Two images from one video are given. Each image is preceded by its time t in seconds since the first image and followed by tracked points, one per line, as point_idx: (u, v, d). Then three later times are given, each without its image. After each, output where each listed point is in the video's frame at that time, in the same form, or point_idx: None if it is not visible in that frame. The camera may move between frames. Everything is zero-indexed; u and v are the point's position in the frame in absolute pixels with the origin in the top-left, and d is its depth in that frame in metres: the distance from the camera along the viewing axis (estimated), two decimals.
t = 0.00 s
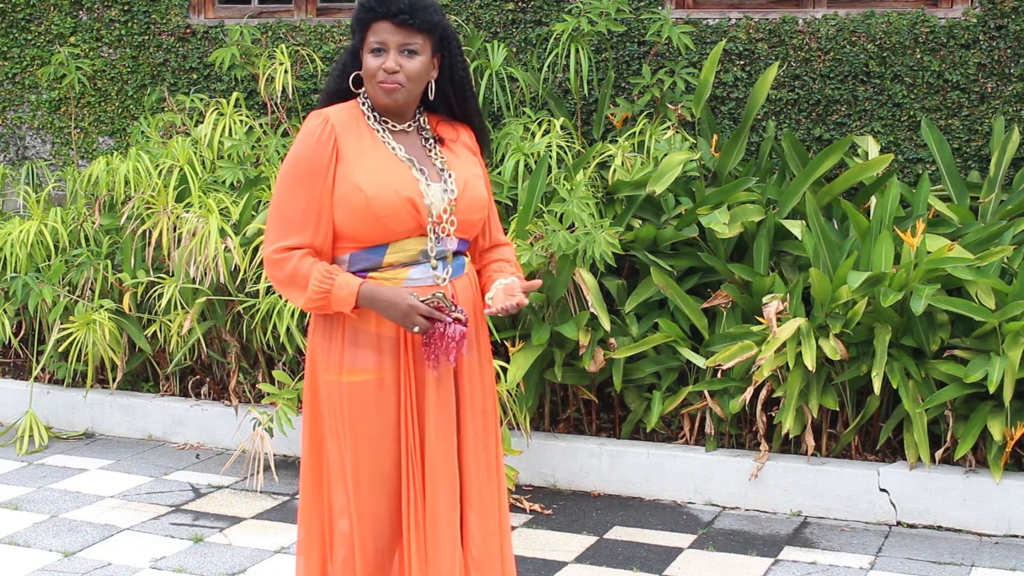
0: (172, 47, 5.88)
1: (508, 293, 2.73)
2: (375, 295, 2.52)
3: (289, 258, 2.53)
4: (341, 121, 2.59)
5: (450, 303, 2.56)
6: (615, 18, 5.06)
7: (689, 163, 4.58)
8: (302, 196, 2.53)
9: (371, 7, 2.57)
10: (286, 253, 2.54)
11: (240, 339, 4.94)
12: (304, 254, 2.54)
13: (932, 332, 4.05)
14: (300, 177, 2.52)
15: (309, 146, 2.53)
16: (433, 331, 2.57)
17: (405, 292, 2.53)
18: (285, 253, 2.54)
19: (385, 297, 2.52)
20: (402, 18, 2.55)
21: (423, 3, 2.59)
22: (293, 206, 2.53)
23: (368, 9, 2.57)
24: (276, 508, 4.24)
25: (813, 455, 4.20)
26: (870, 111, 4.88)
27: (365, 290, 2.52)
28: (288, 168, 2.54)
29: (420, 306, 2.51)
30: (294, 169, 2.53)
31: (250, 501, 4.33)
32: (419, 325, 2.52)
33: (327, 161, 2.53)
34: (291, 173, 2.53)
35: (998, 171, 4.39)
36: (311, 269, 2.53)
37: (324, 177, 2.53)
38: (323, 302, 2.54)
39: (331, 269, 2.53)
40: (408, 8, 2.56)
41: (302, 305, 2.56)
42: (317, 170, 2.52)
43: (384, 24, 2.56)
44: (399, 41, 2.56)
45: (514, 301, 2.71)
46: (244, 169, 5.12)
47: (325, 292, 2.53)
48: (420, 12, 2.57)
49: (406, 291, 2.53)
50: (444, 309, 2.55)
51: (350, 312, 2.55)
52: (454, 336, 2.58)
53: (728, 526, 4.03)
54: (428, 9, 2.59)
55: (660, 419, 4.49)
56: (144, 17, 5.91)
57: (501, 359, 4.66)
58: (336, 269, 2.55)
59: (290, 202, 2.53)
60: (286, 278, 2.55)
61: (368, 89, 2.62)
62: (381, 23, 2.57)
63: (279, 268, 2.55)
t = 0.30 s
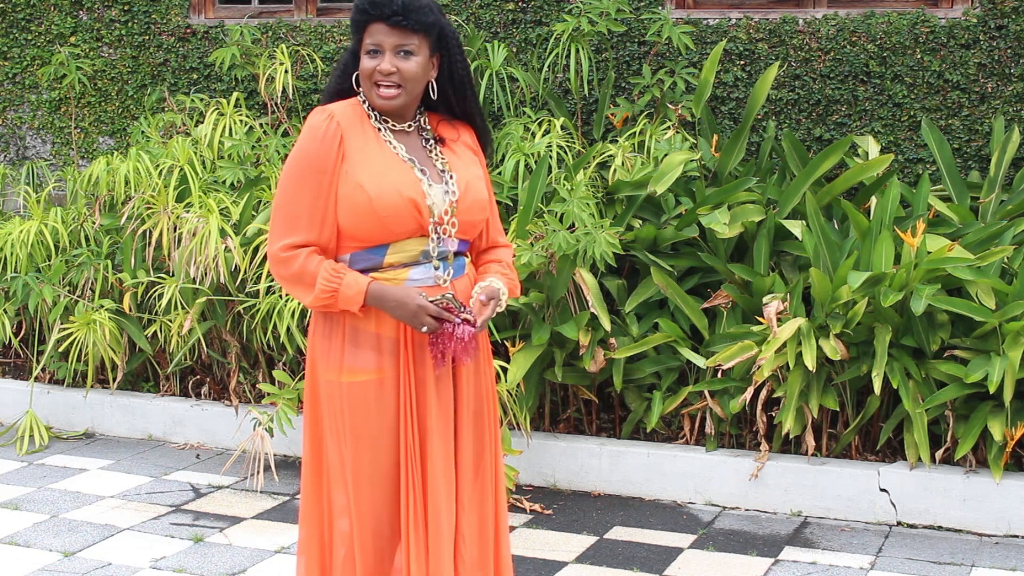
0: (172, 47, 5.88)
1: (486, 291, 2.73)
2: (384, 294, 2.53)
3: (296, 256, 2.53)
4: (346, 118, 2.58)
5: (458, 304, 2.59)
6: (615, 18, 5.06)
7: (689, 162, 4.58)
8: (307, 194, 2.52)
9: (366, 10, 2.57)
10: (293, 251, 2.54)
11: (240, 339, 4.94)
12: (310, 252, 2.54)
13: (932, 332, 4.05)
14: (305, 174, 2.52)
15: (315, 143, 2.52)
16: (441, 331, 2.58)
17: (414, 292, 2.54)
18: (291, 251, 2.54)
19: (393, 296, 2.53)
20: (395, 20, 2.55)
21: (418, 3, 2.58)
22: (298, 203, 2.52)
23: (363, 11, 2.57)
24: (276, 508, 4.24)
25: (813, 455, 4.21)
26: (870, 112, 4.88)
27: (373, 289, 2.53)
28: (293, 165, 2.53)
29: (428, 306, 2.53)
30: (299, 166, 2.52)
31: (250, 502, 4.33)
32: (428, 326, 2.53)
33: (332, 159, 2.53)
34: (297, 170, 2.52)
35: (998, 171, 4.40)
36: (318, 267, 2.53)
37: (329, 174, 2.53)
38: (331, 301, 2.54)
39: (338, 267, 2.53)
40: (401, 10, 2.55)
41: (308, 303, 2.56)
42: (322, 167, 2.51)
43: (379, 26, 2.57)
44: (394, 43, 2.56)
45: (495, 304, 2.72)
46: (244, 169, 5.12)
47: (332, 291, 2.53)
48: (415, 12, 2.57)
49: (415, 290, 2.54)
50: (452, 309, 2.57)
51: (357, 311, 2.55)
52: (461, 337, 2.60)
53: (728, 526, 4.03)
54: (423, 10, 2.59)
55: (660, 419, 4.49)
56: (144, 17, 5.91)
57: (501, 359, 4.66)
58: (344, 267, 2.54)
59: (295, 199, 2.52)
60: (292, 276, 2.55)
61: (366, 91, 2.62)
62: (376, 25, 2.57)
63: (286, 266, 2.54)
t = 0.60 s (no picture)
0: (172, 47, 5.89)
1: (478, 297, 2.73)
2: (385, 302, 2.53)
3: (298, 260, 2.53)
4: (350, 120, 2.58)
5: (458, 317, 2.60)
6: (615, 18, 5.06)
7: (689, 162, 4.58)
8: (309, 197, 2.51)
9: (357, 6, 2.58)
10: (295, 254, 2.53)
11: (240, 339, 4.94)
12: (312, 256, 2.54)
13: (932, 332, 4.05)
14: (308, 177, 2.51)
15: (318, 145, 2.52)
16: (440, 341, 2.60)
17: (415, 301, 2.54)
18: (293, 254, 2.53)
19: (394, 305, 2.53)
20: (384, 11, 2.55)
21: None
22: (301, 206, 2.51)
23: (354, 8, 2.58)
24: (276, 508, 4.24)
25: (813, 455, 4.21)
26: (870, 112, 4.88)
27: (374, 296, 2.54)
28: (295, 167, 2.52)
29: (429, 317, 2.53)
30: (302, 168, 2.51)
31: (250, 501, 4.33)
32: (427, 336, 2.54)
33: (335, 162, 2.52)
34: (300, 172, 2.51)
35: (998, 171, 4.40)
36: (320, 272, 2.53)
37: (332, 177, 2.52)
38: (332, 305, 2.55)
39: (340, 273, 2.54)
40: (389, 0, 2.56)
41: (309, 307, 2.56)
42: (325, 170, 2.51)
43: (371, 21, 2.57)
44: (387, 35, 2.56)
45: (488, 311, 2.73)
46: (244, 169, 5.12)
47: (334, 297, 2.53)
48: (403, 2, 2.57)
49: (416, 299, 2.55)
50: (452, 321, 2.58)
51: (359, 316, 2.56)
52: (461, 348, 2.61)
53: (728, 526, 4.03)
54: None
55: (660, 419, 4.49)
56: (144, 17, 5.91)
57: (501, 359, 4.66)
58: (345, 273, 2.55)
59: (297, 202, 2.52)
60: (294, 279, 2.54)
61: (365, 89, 2.62)
62: (368, 20, 2.57)
63: (288, 270, 2.54)
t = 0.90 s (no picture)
0: (172, 47, 5.89)
1: (478, 297, 2.73)
2: (386, 304, 2.54)
3: (299, 260, 2.53)
4: (352, 119, 2.57)
5: (458, 323, 2.61)
6: (615, 18, 5.06)
7: (690, 162, 4.58)
8: (310, 196, 2.51)
9: (354, 5, 2.58)
10: (296, 255, 2.53)
11: (240, 339, 4.94)
12: (313, 256, 2.54)
13: (932, 332, 4.05)
14: (309, 176, 2.51)
15: (320, 145, 2.52)
16: (439, 346, 2.60)
17: (416, 305, 2.55)
18: (294, 254, 2.53)
19: (395, 308, 2.53)
20: (382, 9, 2.55)
21: None
22: (302, 206, 2.52)
23: (352, 7, 2.59)
24: (276, 508, 4.24)
25: (813, 455, 4.21)
26: (870, 112, 4.88)
27: (375, 298, 2.54)
28: (297, 166, 2.52)
29: (429, 322, 2.54)
30: (303, 168, 2.51)
31: (250, 501, 4.33)
32: (427, 340, 2.55)
33: (337, 161, 2.52)
34: (301, 173, 2.51)
35: (998, 171, 4.39)
36: (321, 272, 2.53)
37: (333, 177, 2.52)
38: (333, 306, 2.55)
39: (340, 274, 2.54)
40: None
41: (309, 307, 2.56)
42: (327, 170, 2.51)
43: (369, 20, 2.57)
44: (385, 33, 2.56)
45: (486, 312, 2.73)
46: (244, 169, 5.12)
47: (334, 298, 2.53)
48: None
49: (416, 304, 2.55)
50: (451, 328, 2.59)
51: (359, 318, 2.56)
52: (460, 353, 2.62)
53: (728, 526, 4.03)
54: None
55: (660, 419, 4.49)
56: (144, 17, 5.91)
57: (501, 359, 4.66)
58: (346, 274, 2.55)
59: (298, 201, 2.52)
60: (295, 279, 2.54)
61: (363, 87, 2.62)
62: (366, 18, 2.57)
63: (288, 270, 2.54)
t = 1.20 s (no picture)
0: (172, 47, 5.89)
1: (478, 297, 2.73)
2: (388, 305, 2.54)
3: (301, 262, 2.53)
4: (352, 121, 2.58)
5: (461, 324, 2.61)
6: (615, 18, 5.06)
7: (690, 162, 4.58)
8: (311, 198, 2.51)
9: (359, 8, 2.58)
10: (298, 257, 2.53)
11: (240, 340, 4.94)
12: (314, 257, 2.54)
13: (932, 332, 4.05)
14: (309, 178, 2.51)
15: (318, 147, 2.52)
16: (441, 347, 2.60)
17: (419, 306, 2.55)
18: (296, 256, 2.54)
19: (397, 309, 2.53)
20: (388, 13, 2.55)
21: None
22: (302, 207, 2.52)
23: (357, 10, 2.58)
24: (276, 508, 4.24)
25: (813, 455, 4.21)
26: (870, 112, 4.88)
27: (377, 299, 2.54)
28: (296, 168, 2.52)
29: (431, 323, 2.54)
30: (303, 169, 2.52)
31: (250, 501, 4.33)
32: (429, 341, 2.55)
33: (337, 162, 2.52)
34: (301, 174, 2.51)
35: (998, 171, 4.40)
36: (323, 274, 2.53)
37: (333, 178, 2.52)
38: (335, 307, 2.54)
39: (342, 275, 2.54)
40: (393, 2, 2.56)
41: (311, 309, 2.56)
42: (325, 171, 2.51)
43: (374, 23, 2.57)
44: (391, 37, 2.56)
45: (487, 312, 2.73)
46: (244, 169, 5.12)
47: (337, 298, 2.53)
48: (407, 4, 2.57)
49: (419, 304, 2.55)
50: (454, 328, 2.59)
51: (361, 319, 2.56)
52: (462, 354, 2.62)
53: (728, 526, 4.03)
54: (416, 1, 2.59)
55: (660, 419, 4.49)
56: (144, 17, 5.91)
57: (501, 359, 4.66)
58: (348, 275, 2.55)
59: (298, 203, 2.52)
60: (297, 281, 2.54)
61: (366, 89, 2.62)
62: (371, 22, 2.57)
63: (290, 271, 2.54)
